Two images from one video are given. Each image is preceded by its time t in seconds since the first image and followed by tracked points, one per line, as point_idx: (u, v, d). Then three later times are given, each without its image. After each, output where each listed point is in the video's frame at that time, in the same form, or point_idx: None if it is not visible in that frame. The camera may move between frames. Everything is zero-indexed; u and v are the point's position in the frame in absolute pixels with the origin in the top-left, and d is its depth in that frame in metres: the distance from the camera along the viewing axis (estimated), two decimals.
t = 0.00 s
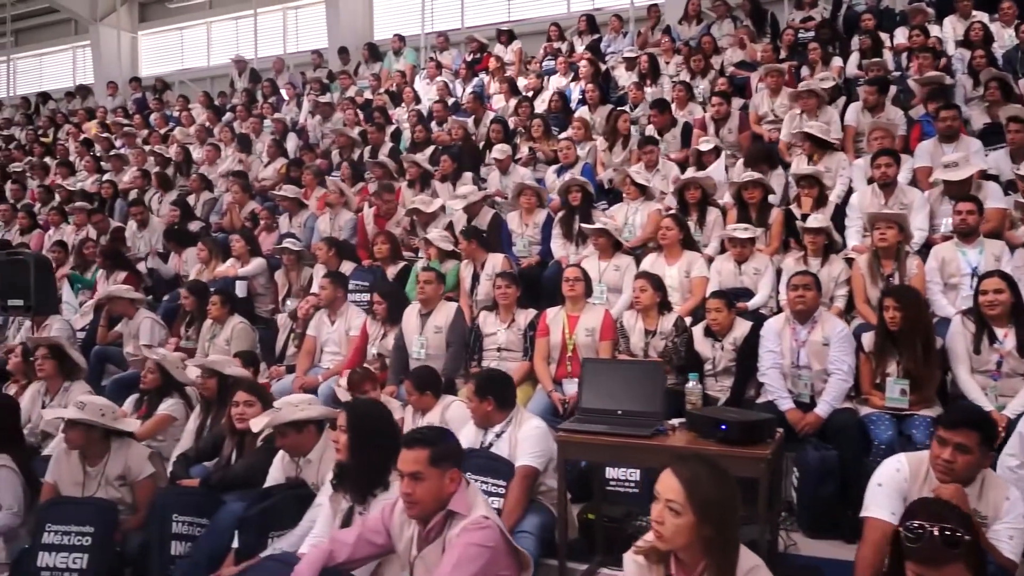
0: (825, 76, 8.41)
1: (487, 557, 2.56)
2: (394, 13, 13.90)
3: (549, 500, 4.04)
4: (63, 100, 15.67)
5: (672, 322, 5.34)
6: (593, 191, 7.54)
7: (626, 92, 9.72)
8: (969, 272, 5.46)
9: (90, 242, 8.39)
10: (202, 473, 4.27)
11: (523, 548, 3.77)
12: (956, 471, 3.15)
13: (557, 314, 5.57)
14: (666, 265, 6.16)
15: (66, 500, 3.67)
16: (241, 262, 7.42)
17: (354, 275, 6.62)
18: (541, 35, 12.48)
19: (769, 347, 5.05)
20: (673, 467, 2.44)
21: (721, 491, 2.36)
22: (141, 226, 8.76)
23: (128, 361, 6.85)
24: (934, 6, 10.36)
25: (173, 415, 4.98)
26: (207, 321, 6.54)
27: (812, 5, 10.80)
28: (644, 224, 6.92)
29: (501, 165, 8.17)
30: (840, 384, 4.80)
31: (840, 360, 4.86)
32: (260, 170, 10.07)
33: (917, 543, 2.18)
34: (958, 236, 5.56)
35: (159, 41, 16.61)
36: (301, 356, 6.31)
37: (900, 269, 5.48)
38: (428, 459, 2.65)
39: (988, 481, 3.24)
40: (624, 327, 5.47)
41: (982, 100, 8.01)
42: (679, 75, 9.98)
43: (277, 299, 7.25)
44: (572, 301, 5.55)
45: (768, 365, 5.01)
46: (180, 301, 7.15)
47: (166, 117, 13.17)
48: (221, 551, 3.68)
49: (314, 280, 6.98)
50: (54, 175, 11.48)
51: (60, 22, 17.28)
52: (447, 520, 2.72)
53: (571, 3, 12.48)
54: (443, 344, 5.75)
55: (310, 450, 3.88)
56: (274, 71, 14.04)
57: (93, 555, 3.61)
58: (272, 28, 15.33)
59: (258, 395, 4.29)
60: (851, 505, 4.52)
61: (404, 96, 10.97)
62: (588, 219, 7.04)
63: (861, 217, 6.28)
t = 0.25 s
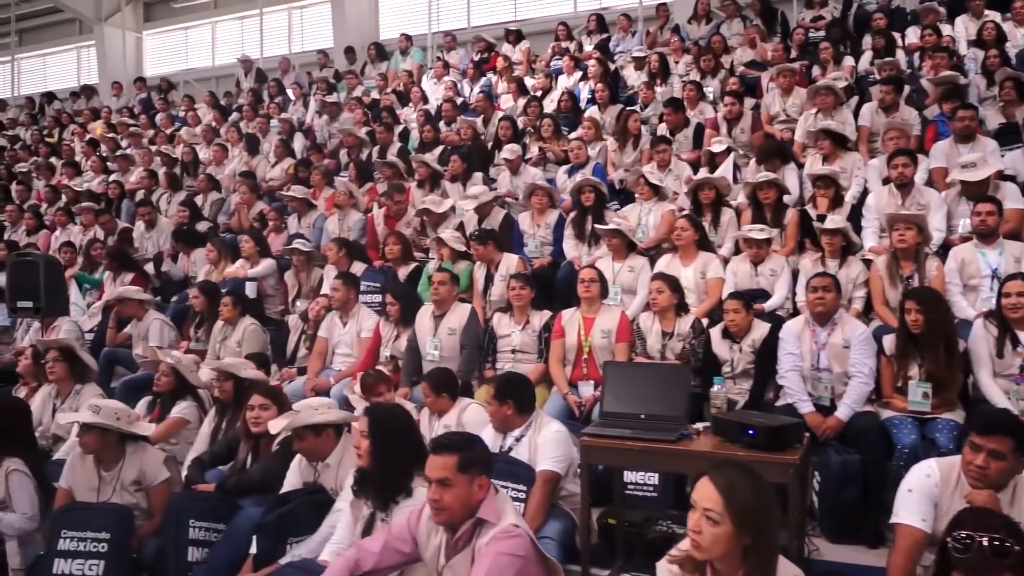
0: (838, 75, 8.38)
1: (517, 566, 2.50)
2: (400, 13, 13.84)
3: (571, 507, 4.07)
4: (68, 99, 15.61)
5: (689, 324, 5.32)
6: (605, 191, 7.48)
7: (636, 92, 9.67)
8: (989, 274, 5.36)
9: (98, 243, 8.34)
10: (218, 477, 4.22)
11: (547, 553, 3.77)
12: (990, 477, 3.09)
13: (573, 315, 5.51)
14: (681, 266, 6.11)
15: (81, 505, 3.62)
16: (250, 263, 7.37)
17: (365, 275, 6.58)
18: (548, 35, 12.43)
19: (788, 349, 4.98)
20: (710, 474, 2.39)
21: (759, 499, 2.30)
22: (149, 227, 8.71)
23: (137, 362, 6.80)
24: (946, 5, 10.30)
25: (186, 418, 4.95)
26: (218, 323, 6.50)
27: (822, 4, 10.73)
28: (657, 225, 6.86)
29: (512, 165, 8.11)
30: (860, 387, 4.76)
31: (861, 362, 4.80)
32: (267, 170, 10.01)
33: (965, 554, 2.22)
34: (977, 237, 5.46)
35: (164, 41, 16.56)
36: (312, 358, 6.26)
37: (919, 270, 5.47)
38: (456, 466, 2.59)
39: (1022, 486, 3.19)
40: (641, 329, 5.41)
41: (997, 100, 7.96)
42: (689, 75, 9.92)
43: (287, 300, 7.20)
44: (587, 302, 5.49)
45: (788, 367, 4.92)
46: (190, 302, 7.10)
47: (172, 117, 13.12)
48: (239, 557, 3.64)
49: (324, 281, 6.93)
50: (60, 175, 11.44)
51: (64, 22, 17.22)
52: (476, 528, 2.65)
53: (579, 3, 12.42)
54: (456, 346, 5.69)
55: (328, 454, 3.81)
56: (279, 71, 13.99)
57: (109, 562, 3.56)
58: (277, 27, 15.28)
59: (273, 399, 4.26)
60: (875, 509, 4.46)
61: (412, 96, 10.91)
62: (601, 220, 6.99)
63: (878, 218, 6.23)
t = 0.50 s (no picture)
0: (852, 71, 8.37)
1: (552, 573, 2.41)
2: (405, 9, 13.73)
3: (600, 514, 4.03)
4: (70, 96, 15.52)
5: (708, 322, 5.20)
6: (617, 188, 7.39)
7: (645, 88, 9.57)
8: (1012, 271, 5.25)
9: (103, 240, 8.25)
10: (231, 478, 4.13)
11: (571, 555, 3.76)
12: None
13: (589, 313, 5.43)
14: (697, 263, 6.02)
15: (94, 507, 3.53)
16: (258, 260, 7.29)
17: (376, 272, 6.49)
18: (557, 31, 12.30)
19: (809, 348, 4.91)
20: (753, 477, 2.31)
21: (805, 503, 2.22)
22: (155, 224, 8.63)
23: (144, 361, 6.72)
24: (958, 1, 10.20)
25: (196, 417, 4.85)
26: (226, 321, 6.41)
27: None
28: (671, 222, 6.78)
29: (522, 161, 8.02)
30: (884, 386, 4.65)
31: (885, 361, 4.70)
32: (273, 167, 9.92)
33: None
34: (999, 234, 5.36)
35: (166, 38, 16.46)
36: (322, 356, 6.17)
37: (941, 268, 5.38)
38: (487, 467, 2.51)
39: None
40: (658, 327, 5.32)
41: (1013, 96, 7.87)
42: (698, 71, 9.82)
43: (296, 298, 7.11)
44: (603, 300, 5.41)
45: (810, 367, 4.87)
46: (197, 300, 7.01)
47: (176, 114, 13.02)
48: (254, 560, 3.56)
49: (334, 278, 6.84)
50: (64, 172, 11.35)
51: (67, 19, 17.13)
52: (507, 532, 2.56)
53: None
54: (469, 345, 5.58)
55: (346, 455, 3.71)
56: (283, 68, 13.89)
57: (122, 565, 3.47)
58: (281, 24, 15.18)
59: (283, 398, 4.15)
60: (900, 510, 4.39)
61: (418, 92, 10.81)
62: (613, 216, 6.90)
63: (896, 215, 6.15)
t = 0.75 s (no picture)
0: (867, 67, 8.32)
1: None
2: (411, 6, 13.63)
3: (627, 519, 3.94)
4: (74, 94, 15.43)
5: (728, 321, 5.14)
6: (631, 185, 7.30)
7: (656, 85, 9.47)
8: None
9: (109, 238, 8.16)
10: (247, 480, 4.04)
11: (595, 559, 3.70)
12: None
13: (606, 312, 5.34)
14: (715, 261, 5.93)
15: (109, 510, 3.45)
16: (267, 258, 7.20)
17: (387, 270, 6.39)
18: (566, 28, 12.16)
19: (832, 348, 4.82)
20: (802, 483, 2.23)
21: (857, 510, 2.15)
22: (162, 221, 8.56)
23: (152, 360, 6.63)
24: None
25: (209, 418, 4.76)
26: (236, 320, 6.33)
27: None
28: (686, 220, 6.69)
29: (534, 158, 7.93)
30: (909, 388, 4.58)
31: (910, 362, 4.62)
32: (280, 164, 9.84)
33: None
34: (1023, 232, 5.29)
35: (170, 35, 16.37)
36: (333, 355, 6.07)
37: (965, 267, 5.29)
38: (522, 469, 2.43)
39: None
40: (678, 326, 5.23)
41: None
42: (709, 68, 9.73)
43: (306, 297, 7.01)
44: (621, 300, 5.31)
45: (833, 367, 4.79)
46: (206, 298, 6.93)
47: (180, 111, 12.93)
48: (273, 563, 3.49)
49: (345, 277, 6.75)
50: (69, 170, 11.27)
51: (70, 16, 17.05)
52: (543, 539, 2.46)
53: None
54: (485, 344, 5.49)
55: (366, 458, 3.62)
56: (288, 65, 13.79)
57: (138, 570, 3.39)
58: (286, 21, 15.08)
59: (296, 399, 4.03)
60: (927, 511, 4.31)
61: (426, 90, 10.72)
62: (627, 214, 6.81)
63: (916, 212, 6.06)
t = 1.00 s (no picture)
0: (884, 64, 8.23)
1: None
2: (418, 3, 13.53)
3: (656, 521, 3.88)
4: (79, 92, 15.36)
5: (753, 320, 5.00)
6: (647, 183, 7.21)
7: (668, 82, 9.37)
8: None
9: (118, 236, 8.07)
10: (267, 482, 3.96)
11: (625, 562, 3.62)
12: None
13: (627, 311, 5.25)
14: (736, 259, 5.82)
15: (129, 513, 3.36)
16: (278, 256, 7.11)
17: (402, 268, 6.30)
18: (576, 25, 12.03)
19: (860, 348, 4.73)
20: (860, 488, 2.17)
21: (920, 514, 2.09)
22: (171, 219, 8.48)
23: (164, 359, 6.55)
24: None
25: (225, 418, 4.69)
26: (249, 318, 6.24)
27: None
28: (705, 218, 6.59)
29: (547, 155, 7.84)
30: (940, 388, 4.49)
31: (941, 361, 4.54)
32: (288, 162, 9.75)
33: None
34: None
35: (175, 33, 16.29)
36: (348, 355, 5.99)
37: (993, 265, 5.21)
38: (564, 474, 2.34)
39: None
40: (701, 325, 5.11)
41: None
42: (722, 65, 9.63)
43: (318, 295, 6.91)
44: (642, 298, 5.23)
45: (861, 366, 4.70)
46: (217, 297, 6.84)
47: (187, 109, 12.84)
48: (297, 566, 3.43)
49: (358, 275, 6.66)
50: (75, 168, 11.19)
51: (74, 13, 16.97)
52: (587, 545, 2.36)
53: None
54: (504, 343, 5.42)
55: (391, 460, 3.52)
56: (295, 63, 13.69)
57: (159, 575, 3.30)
58: (292, 18, 14.99)
59: (317, 400, 3.92)
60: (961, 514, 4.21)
61: (435, 87, 10.62)
62: (644, 212, 6.72)
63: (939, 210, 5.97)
